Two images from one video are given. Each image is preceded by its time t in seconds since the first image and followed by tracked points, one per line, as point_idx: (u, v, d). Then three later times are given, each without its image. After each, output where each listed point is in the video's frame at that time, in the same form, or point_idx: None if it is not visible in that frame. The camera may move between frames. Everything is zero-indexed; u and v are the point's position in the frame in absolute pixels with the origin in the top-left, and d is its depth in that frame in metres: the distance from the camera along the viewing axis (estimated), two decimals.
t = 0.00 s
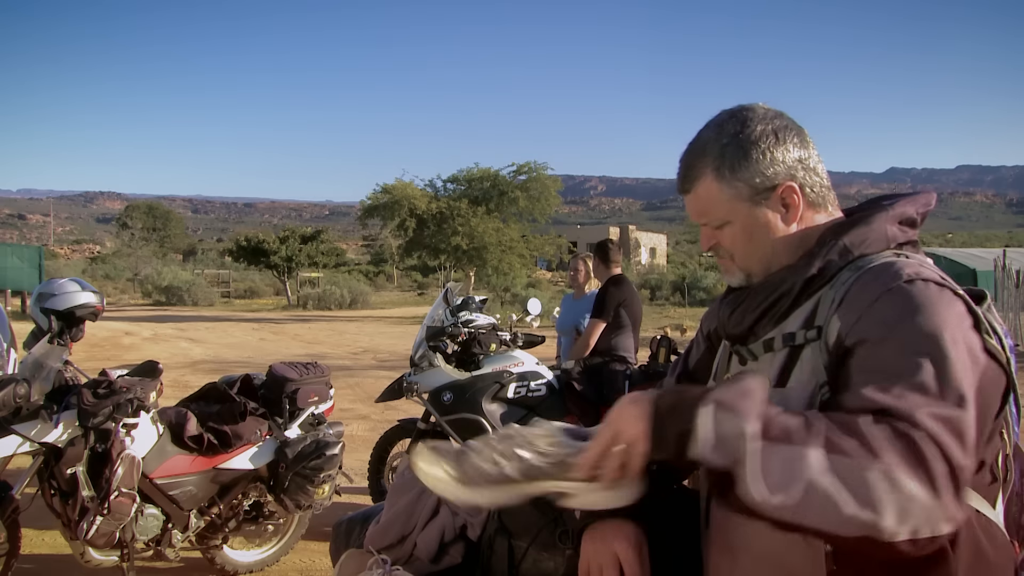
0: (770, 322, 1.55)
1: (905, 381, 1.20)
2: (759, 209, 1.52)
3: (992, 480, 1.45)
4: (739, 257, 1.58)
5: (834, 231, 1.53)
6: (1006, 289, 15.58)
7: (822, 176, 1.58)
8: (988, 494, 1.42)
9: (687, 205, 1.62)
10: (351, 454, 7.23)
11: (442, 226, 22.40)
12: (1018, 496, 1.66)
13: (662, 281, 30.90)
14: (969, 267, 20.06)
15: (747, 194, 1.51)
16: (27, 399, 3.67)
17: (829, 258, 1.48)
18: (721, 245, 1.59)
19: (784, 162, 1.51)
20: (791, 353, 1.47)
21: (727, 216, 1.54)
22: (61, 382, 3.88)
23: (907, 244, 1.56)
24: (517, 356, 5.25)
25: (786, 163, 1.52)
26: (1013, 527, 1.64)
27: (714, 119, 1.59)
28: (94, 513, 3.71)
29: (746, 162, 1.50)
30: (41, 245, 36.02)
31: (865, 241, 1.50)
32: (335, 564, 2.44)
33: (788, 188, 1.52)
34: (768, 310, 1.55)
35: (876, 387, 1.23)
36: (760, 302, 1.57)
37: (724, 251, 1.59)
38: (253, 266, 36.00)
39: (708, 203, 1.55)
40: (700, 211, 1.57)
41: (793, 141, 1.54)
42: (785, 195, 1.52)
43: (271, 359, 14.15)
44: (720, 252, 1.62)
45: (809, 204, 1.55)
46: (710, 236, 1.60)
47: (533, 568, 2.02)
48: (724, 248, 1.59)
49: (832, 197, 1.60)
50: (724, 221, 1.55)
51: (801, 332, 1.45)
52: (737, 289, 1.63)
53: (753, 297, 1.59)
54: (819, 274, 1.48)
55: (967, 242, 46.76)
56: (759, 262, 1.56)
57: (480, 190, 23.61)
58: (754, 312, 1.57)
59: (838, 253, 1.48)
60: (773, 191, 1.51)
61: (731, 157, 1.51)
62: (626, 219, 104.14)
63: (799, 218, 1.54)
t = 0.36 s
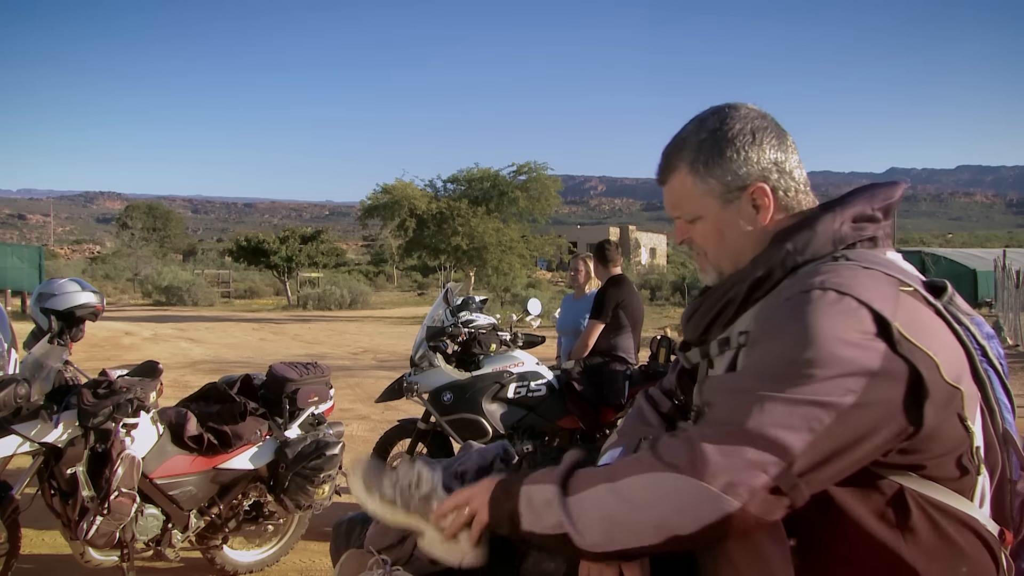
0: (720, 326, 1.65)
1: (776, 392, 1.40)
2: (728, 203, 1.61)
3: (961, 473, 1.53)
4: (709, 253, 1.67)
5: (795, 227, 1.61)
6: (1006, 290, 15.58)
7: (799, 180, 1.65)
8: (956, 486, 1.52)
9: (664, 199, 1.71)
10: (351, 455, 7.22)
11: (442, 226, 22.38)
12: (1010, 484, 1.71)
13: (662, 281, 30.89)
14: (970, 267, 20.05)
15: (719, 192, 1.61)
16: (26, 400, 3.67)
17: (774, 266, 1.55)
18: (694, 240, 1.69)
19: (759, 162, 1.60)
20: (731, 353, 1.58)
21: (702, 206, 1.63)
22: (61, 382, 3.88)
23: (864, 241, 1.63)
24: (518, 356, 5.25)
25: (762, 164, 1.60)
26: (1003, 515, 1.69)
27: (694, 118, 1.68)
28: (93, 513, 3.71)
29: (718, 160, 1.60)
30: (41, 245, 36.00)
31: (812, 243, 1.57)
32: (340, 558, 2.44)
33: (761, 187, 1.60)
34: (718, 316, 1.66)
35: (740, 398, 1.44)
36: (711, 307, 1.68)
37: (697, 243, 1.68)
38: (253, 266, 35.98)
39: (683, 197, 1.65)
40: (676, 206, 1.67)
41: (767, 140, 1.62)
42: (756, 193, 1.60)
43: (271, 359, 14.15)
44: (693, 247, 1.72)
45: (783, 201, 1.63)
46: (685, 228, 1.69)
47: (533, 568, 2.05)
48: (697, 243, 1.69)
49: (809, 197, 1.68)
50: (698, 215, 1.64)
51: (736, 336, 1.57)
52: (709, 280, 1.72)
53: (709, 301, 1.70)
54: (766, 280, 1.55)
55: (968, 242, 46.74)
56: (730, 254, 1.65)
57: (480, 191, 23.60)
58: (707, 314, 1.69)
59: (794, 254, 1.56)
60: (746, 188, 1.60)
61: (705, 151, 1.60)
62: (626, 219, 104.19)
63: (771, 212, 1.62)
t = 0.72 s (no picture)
0: (710, 329, 1.65)
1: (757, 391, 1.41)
2: (717, 203, 1.62)
3: (956, 470, 1.53)
4: (703, 252, 1.68)
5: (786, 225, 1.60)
6: (1005, 290, 15.61)
7: (791, 181, 1.65)
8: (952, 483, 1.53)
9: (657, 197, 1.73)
10: (352, 454, 7.22)
11: (442, 226, 22.39)
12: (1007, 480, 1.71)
13: (663, 281, 30.91)
14: (969, 267, 20.08)
15: (712, 192, 1.62)
16: (26, 400, 3.67)
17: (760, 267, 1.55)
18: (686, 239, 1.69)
19: (755, 163, 1.60)
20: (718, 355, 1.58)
21: (693, 207, 1.64)
22: (61, 382, 3.88)
23: (854, 241, 1.63)
24: (518, 356, 5.25)
25: (756, 164, 1.60)
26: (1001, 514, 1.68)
27: (690, 118, 1.68)
28: (94, 513, 3.71)
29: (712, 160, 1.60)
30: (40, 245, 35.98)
31: (798, 245, 1.56)
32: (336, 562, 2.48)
33: (754, 190, 1.60)
34: (709, 318, 1.66)
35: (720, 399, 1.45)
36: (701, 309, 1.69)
37: (689, 241, 1.69)
38: (253, 266, 35.99)
39: (678, 193, 1.66)
40: (669, 203, 1.68)
41: (762, 142, 1.61)
42: (749, 196, 1.60)
43: (271, 359, 14.16)
44: (685, 245, 1.72)
45: (777, 202, 1.62)
46: (676, 227, 1.70)
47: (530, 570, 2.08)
48: (689, 241, 1.69)
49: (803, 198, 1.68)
50: (689, 215, 1.65)
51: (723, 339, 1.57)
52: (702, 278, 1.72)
53: (699, 304, 1.71)
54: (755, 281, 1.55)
55: (968, 242, 46.79)
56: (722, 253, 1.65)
57: (480, 191, 23.61)
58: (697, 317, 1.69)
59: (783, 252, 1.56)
60: (738, 190, 1.60)
61: (698, 156, 1.61)
62: (626, 219, 104.27)
63: (763, 212, 1.61)
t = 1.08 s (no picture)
0: (777, 315, 1.46)
1: (902, 382, 1.17)
2: (827, 161, 1.47)
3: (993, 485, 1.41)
4: (792, 210, 1.49)
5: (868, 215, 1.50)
6: (1005, 289, 15.63)
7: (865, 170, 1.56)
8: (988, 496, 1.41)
9: (752, 137, 1.51)
10: (352, 455, 7.22)
11: (442, 226, 22.40)
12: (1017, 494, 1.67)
13: (662, 281, 30.94)
14: (969, 267, 20.10)
15: (829, 150, 1.48)
16: (26, 400, 3.67)
17: (836, 253, 1.40)
18: (773, 190, 1.49)
19: (856, 140, 1.51)
20: (796, 345, 1.37)
21: (814, 157, 1.47)
22: (61, 382, 3.87)
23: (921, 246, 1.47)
24: (517, 356, 5.26)
25: (855, 141, 1.51)
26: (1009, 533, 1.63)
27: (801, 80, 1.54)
28: (94, 513, 3.71)
29: (833, 121, 1.49)
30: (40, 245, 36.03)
31: (873, 239, 1.41)
32: (336, 563, 2.48)
33: (856, 159, 1.51)
34: (774, 302, 1.49)
35: (873, 392, 1.19)
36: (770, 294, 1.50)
37: (780, 193, 1.48)
38: (253, 266, 36.03)
39: (792, 139, 1.47)
40: (773, 146, 1.49)
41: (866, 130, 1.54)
42: (850, 166, 1.50)
43: (271, 359, 14.18)
44: (769, 199, 1.50)
45: (858, 195, 1.54)
46: (770, 174, 1.49)
47: (533, 569, 2.12)
48: (781, 195, 1.49)
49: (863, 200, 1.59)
50: (798, 162, 1.47)
51: (807, 326, 1.36)
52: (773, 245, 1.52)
53: (761, 290, 1.56)
54: (833, 266, 1.40)
55: (968, 242, 46.84)
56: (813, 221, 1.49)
57: (480, 191, 23.62)
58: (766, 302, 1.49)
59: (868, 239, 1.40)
60: (842, 154, 1.49)
61: (828, 110, 1.48)
62: (625, 219, 104.31)
63: (851, 193, 1.52)
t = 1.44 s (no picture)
0: (860, 313, 1.66)
1: None
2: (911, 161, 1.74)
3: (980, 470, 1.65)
4: (875, 207, 1.73)
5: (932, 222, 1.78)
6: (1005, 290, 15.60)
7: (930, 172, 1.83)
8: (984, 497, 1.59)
9: (846, 129, 1.75)
10: (352, 454, 7.22)
11: (442, 226, 22.40)
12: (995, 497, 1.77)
13: (663, 281, 30.90)
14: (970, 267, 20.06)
15: (910, 152, 1.75)
16: (27, 399, 3.67)
17: (928, 258, 1.64)
18: (861, 183, 1.73)
19: (928, 143, 1.78)
20: (885, 347, 1.61)
21: (901, 155, 1.73)
22: (61, 382, 3.87)
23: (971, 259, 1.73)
24: (517, 356, 5.26)
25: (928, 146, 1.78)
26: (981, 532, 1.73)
27: (887, 82, 1.82)
28: (94, 513, 3.71)
29: (914, 122, 1.76)
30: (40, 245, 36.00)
31: (955, 248, 1.68)
32: (336, 563, 2.48)
33: (926, 162, 1.78)
34: (858, 301, 1.66)
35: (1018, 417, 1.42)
36: (851, 292, 1.67)
37: (873, 186, 1.73)
38: (253, 266, 35.99)
39: (883, 138, 1.73)
40: (862, 141, 1.74)
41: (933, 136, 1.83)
42: (922, 169, 1.78)
43: (271, 359, 14.18)
44: (856, 193, 1.73)
45: (921, 201, 1.81)
46: (863, 167, 1.74)
47: (533, 568, 2.11)
48: (867, 191, 1.73)
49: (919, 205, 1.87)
50: (887, 156, 1.73)
51: (898, 331, 1.60)
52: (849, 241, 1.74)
53: (843, 286, 1.69)
54: (920, 271, 1.63)
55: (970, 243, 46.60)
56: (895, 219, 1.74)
57: (480, 191, 23.59)
58: (844, 300, 1.68)
59: (936, 253, 1.65)
60: (919, 157, 1.76)
61: (914, 112, 1.76)
62: (626, 219, 104.23)
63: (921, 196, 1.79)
